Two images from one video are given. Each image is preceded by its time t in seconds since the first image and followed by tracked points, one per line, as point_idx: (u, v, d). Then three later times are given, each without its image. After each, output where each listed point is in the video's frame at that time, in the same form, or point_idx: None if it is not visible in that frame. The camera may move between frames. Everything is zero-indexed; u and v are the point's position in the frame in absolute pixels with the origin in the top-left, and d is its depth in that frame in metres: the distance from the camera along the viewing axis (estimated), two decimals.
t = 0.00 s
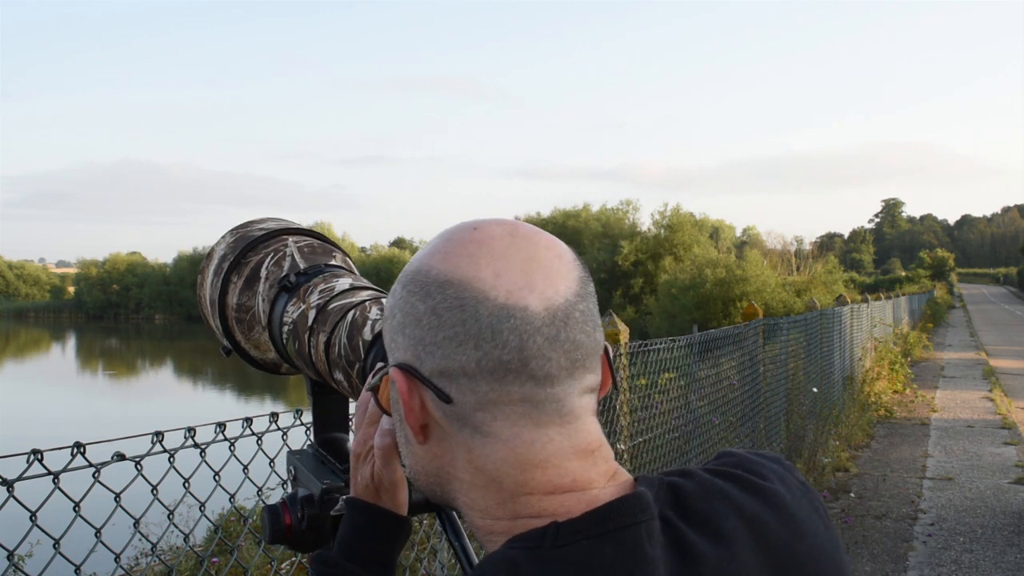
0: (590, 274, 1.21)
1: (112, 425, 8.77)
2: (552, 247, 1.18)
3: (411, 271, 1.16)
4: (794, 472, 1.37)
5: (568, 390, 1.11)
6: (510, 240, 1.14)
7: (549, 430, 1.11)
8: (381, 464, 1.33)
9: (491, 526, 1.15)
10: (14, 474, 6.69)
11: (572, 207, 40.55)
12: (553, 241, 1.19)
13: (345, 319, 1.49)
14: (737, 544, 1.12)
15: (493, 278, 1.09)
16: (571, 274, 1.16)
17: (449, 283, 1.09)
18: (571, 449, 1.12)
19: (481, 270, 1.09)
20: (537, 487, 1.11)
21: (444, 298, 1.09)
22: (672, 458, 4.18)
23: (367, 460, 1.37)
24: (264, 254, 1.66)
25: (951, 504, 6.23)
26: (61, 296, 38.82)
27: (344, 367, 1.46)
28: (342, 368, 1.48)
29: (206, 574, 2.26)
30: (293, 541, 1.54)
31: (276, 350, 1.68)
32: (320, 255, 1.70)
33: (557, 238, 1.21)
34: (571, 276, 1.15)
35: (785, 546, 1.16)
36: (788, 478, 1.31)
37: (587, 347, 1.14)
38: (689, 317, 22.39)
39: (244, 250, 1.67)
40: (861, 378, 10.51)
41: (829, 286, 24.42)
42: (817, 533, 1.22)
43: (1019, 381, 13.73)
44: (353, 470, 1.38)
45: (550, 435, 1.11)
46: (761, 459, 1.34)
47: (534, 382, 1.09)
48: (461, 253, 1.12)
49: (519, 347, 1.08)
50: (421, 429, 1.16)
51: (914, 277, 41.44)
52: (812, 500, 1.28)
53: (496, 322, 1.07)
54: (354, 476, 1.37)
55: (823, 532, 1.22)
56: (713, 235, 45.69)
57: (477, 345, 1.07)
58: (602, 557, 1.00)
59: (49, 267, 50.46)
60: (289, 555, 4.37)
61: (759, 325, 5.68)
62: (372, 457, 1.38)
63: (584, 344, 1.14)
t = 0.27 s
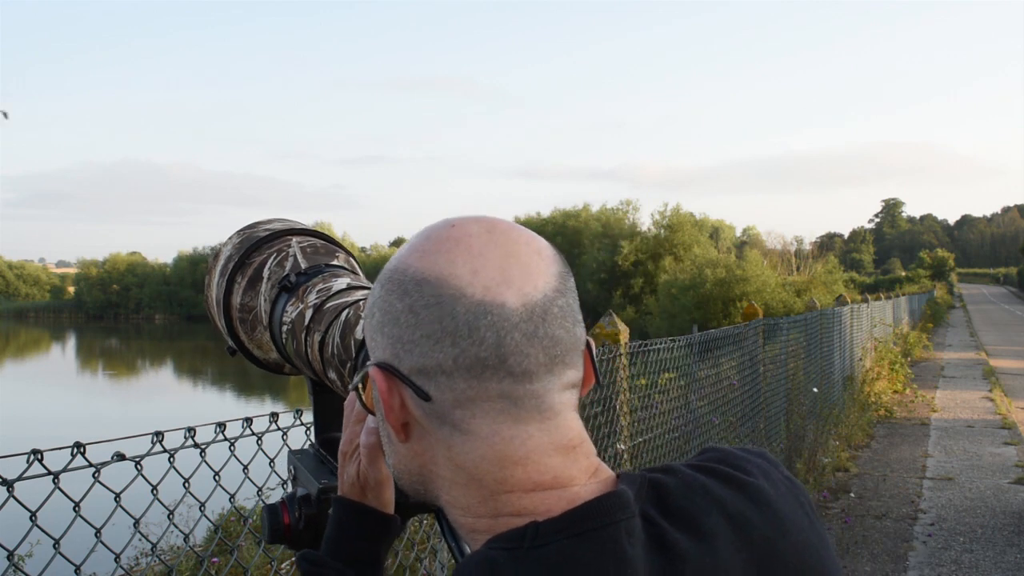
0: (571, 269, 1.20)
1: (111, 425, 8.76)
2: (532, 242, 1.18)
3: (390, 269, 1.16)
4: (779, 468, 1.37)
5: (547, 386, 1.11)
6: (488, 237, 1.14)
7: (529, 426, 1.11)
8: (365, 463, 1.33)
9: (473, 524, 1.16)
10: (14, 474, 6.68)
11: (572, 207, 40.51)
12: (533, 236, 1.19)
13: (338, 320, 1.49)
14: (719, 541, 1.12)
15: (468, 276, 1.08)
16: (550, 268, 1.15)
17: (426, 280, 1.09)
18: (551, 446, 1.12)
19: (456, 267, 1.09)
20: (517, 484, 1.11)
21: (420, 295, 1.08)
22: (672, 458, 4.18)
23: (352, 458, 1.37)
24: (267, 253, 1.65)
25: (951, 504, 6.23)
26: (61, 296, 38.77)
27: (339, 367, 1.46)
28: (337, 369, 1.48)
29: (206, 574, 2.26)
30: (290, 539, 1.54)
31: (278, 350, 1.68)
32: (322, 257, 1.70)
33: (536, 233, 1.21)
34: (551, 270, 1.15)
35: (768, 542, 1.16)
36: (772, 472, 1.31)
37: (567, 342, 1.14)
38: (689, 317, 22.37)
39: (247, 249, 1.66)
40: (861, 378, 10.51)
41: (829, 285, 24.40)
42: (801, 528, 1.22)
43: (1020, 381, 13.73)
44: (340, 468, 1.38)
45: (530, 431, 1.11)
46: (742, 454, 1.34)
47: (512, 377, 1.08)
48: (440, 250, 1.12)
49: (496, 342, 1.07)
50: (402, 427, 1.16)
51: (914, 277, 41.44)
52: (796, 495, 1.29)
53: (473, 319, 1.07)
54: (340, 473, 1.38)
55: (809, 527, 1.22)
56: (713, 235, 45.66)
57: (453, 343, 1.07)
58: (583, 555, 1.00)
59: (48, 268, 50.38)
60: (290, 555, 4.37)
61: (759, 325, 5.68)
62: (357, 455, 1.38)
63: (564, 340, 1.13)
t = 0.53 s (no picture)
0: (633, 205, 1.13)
1: (111, 425, 8.77)
2: (599, 174, 1.09)
3: (444, 179, 1.06)
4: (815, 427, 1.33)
5: (604, 335, 1.06)
6: (557, 166, 1.05)
7: (580, 377, 1.06)
8: (358, 452, 1.29)
9: (508, 466, 1.12)
10: (14, 474, 6.69)
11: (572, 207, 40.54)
12: (598, 165, 1.11)
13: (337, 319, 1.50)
14: (761, 498, 1.09)
15: (534, 209, 1.00)
16: (617, 207, 1.08)
17: (491, 210, 1.00)
18: (599, 397, 1.08)
19: (524, 200, 1.01)
20: (560, 435, 1.07)
21: (484, 228, 1.00)
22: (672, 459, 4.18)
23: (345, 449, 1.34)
24: (271, 251, 1.65)
25: (952, 504, 6.23)
26: (62, 296, 38.83)
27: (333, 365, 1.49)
28: (332, 366, 1.51)
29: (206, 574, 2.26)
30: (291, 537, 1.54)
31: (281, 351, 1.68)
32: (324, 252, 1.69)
33: (602, 161, 1.12)
34: (617, 210, 1.08)
35: (810, 498, 1.12)
36: (809, 430, 1.28)
37: (627, 287, 1.08)
38: (689, 318, 22.38)
39: (255, 246, 1.66)
40: (861, 378, 10.52)
41: (829, 286, 24.40)
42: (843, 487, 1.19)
43: (1019, 382, 13.72)
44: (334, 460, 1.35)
45: (582, 381, 1.06)
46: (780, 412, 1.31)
47: (572, 326, 1.03)
48: (504, 176, 1.03)
49: (559, 288, 1.01)
50: (444, 355, 1.10)
51: (914, 277, 41.43)
52: (834, 453, 1.26)
53: (538, 259, 0.99)
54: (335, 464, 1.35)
55: (851, 488, 1.19)
56: (713, 235, 45.68)
57: (514, 283, 1.00)
58: (620, 517, 0.97)
59: (48, 267, 50.46)
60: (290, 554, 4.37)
61: (759, 325, 5.68)
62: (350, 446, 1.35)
63: (624, 284, 1.08)
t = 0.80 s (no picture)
0: (628, 225, 1.14)
1: (111, 425, 8.77)
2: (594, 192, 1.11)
3: (446, 207, 1.06)
4: (816, 440, 1.30)
5: (604, 350, 1.05)
6: (554, 183, 1.06)
7: (583, 391, 1.05)
8: (363, 454, 1.30)
9: (507, 485, 1.09)
10: (14, 474, 6.69)
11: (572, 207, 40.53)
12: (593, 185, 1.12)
13: (337, 320, 1.49)
14: (757, 514, 1.07)
15: (538, 227, 1.01)
16: (613, 222, 1.09)
17: (493, 228, 1.00)
18: (603, 412, 1.06)
19: (527, 218, 1.01)
20: (563, 451, 1.05)
21: (486, 245, 1.00)
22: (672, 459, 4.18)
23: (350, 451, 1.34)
24: (275, 252, 1.66)
25: (952, 504, 6.23)
26: (61, 296, 38.83)
27: (335, 366, 1.50)
28: (333, 367, 1.52)
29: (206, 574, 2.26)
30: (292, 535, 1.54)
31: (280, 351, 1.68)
32: (323, 252, 1.70)
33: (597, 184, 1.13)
34: (614, 224, 1.09)
35: (809, 517, 1.10)
36: (810, 443, 1.25)
37: (625, 304, 1.08)
38: (689, 318, 22.36)
39: (259, 247, 1.67)
40: (861, 378, 10.52)
41: (829, 286, 24.39)
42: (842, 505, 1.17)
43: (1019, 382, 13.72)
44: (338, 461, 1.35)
45: (585, 395, 1.05)
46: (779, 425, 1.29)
47: (574, 341, 1.03)
48: (503, 195, 1.03)
49: (561, 303, 1.01)
50: (446, 375, 1.09)
51: (914, 277, 41.42)
52: (837, 467, 1.23)
53: (540, 275, 1.00)
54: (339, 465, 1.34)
55: (856, 505, 1.17)
56: (713, 235, 45.66)
57: (519, 300, 1.00)
58: (609, 527, 0.96)
59: (48, 267, 50.45)
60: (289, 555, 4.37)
61: (759, 325, 5.69)
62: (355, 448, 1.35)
63: (623, 301, 1.08)
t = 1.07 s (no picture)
0: (510, 251, 1.14)
1: (111, 425, 8.77)
2: (473, 215, 1.13)
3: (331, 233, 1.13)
4: (722, 493, 1.24)
5: (461, 362, 1.06)
6: (428, 205, 1.10)
7: (437, 403, 1.06)
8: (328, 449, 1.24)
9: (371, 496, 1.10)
10: (14, 474, 6.69)
11: (573, 207, 40.52)
12: (476, 211, 1.15)
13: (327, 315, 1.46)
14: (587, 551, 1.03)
15: (396, 239, 1.05)
16: (487, 243, 1.10)
17: (357, 242, 1.06)
18: (456, 425, 1.07)
19: (387, 231, 1.05)
20: (414, 461, 1.06)
21: (348, 256, 1.05)
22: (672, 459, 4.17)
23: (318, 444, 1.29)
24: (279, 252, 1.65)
25: (951, 504, 6.23)
26: (61, 296, 38.76)
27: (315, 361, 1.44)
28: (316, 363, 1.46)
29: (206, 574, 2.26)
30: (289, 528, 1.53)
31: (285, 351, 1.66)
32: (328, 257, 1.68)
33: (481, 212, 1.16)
34: (487, 245, 1.10)
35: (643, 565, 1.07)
36: (701, 492, 1.20)
37: (492, 321, 1.08)
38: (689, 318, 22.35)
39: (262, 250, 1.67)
40: (861, 378, 10.52)
41: (829, 286, 24.40)
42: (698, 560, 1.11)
43: (1020, 381, 13.72)
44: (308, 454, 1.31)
45: (438, 408, 1.06)
46: (681, 468, 1.24)
47: (427, 350, 1.04)
48: (377, 212, 1.09)
49: (413, 311, 1.03)
50: (326, 390, 1.12)
51: (913, 277, 41.44)
52: (721, 523, 1.17)
53: (393, 283, 1.03)
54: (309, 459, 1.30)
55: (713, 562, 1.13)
56: (713, 235, 45.65)
57: (373, 308, 1.03)
58: (407, 538, 0.97)
59: (47, 268, 50.38)
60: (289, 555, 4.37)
61: (759, 325, 5.68)
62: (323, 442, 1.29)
63: (489, 316, 1.07)
